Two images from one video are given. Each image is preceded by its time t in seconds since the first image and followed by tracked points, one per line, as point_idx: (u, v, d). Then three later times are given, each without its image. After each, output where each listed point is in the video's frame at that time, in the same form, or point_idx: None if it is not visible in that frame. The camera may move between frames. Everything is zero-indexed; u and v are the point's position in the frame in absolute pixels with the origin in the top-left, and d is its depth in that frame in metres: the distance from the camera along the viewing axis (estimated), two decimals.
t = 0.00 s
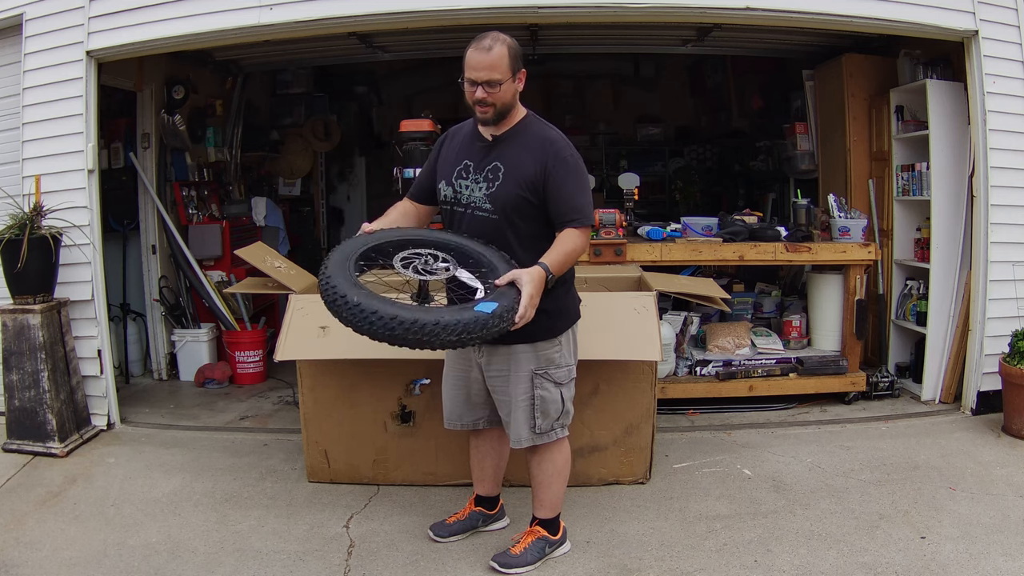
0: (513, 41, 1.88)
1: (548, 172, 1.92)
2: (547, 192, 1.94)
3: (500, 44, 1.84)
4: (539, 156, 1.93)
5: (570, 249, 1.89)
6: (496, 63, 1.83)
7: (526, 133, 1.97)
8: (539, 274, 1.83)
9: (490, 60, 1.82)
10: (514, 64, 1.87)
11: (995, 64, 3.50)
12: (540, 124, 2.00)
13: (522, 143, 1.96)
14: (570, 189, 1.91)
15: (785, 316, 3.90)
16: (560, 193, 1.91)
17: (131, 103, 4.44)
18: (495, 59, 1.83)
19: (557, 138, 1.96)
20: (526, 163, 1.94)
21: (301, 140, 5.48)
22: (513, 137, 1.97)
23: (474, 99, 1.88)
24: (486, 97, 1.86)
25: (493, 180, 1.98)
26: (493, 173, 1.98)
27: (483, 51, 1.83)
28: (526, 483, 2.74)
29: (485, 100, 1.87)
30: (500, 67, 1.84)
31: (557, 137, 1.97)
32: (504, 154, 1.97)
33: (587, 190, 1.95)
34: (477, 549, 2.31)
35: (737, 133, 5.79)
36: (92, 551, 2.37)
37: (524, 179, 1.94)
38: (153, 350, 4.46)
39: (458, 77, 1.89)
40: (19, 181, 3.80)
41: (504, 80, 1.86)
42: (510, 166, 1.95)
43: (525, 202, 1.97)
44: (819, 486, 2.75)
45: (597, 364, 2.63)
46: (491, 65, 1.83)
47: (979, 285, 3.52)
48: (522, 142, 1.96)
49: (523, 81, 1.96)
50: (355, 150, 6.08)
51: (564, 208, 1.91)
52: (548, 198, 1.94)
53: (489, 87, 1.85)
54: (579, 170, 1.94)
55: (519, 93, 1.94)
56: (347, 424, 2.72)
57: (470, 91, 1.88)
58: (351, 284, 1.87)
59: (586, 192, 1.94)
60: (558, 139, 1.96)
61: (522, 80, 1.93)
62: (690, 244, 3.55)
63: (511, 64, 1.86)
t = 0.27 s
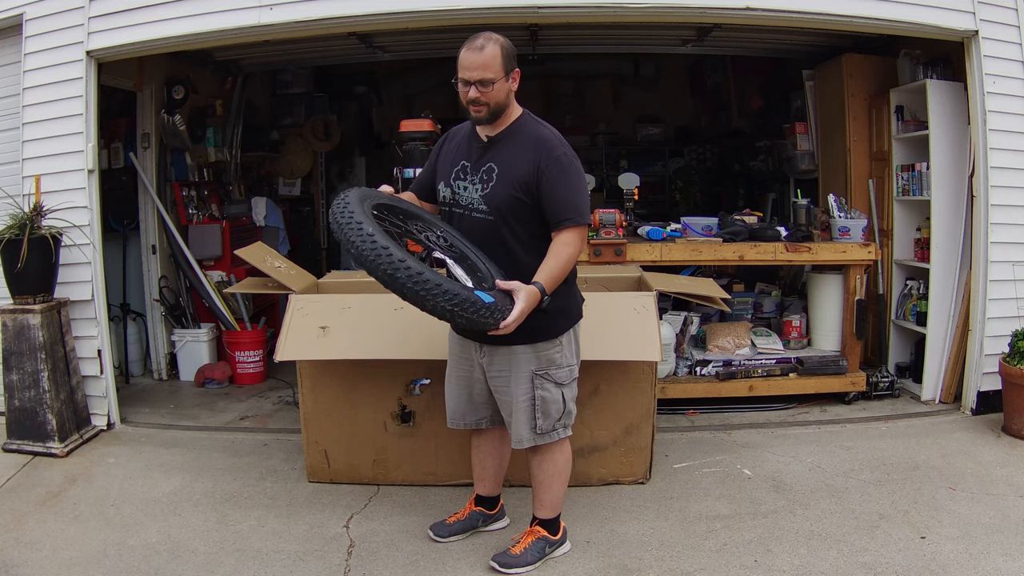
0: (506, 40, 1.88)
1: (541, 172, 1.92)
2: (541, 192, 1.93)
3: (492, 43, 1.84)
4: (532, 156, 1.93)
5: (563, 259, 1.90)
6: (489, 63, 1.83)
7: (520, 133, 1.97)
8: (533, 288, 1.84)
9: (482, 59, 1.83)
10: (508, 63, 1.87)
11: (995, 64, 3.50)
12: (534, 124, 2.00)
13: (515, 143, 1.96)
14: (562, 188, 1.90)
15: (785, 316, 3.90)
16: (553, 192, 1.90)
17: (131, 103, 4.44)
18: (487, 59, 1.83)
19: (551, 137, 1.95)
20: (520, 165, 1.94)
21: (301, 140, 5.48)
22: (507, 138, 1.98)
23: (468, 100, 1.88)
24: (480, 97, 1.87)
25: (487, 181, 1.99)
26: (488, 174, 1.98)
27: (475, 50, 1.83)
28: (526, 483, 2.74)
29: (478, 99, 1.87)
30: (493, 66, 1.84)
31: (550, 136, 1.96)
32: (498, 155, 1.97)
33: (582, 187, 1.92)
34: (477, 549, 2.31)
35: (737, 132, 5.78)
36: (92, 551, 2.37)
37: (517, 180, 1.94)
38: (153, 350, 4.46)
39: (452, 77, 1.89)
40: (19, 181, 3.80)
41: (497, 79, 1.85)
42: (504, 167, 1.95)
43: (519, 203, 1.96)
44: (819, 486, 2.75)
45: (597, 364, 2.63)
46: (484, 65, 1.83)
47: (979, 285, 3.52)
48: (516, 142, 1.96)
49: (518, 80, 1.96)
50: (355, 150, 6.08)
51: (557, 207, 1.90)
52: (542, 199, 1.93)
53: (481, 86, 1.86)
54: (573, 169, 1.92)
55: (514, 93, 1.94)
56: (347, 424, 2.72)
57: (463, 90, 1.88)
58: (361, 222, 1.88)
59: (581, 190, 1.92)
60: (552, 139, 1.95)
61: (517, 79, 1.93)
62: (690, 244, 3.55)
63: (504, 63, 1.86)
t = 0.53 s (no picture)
0: (522, 36, 1.90)
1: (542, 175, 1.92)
2: (542, 195, 1.93)
3: (509, 36, 1.86)
4: (536, 158, 1.93)
5: (558, 246, 1.89)
6: (504, 55, 1.85)
7: (526, 135, 1.97)
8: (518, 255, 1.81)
9: (497, 50, 1.84)
10: (523, 58, 1.89)
11: (995, 64, 3.50)
12: (541, 127, 1.99)
13: (520, 145, 1.96)
14: (563, 192, 1.90)
15: (785, 316, 3.90)
16: (554, 197, 1.90)
17: (131, 103, 4.43)
18: (503, 51, 1.85)
19: (557, 140, 1.95)
20: (524, 167, 1.94)
21: (301, 140, 5.48)
22: (513, 139, 1.98)
23: (479, 89, 1.90)
24: (491, 87, 1.88)
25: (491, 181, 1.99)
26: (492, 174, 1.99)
27: (491, 41, 1.85)
28: (526, 483, 2.74)
29: (489, 90, 1.89)
30: (507, 58, 1.86)
31: (555, 139, 1.96)
32: (504, 155, 1.97)
33: (583, 195, 1.93)
34: (477, 549, 2.31)
35: (737, 132, 5.78)
36: (92, 551, 2.37)
37: (520, 182, 1.94)
38: (153, 350, 4.46)
39: (466, 65, 1.91)
40: (19, 181, 3.80)
41: (510, 72, 1.87)
42: (507, 168, 1.95)
43: (521, 205, 1.97)
44: (819, 486, 2.75)
45: (597, 364, 2.63)
46: (498, 55, 1.85)
47: (979, 285, 3.52)
48: (521, 144, 1.96)
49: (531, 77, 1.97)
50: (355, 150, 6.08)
51: (557, 212, 1.90)
52: (542, 203, 1.93)
53: (494, 77, 1.87)
54: (574, 175, 1.92)
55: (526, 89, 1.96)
56: (347, 424, 2.72)
57: (475, 80, 1.90)
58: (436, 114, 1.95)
59: (582, 197, 1.93)
60: (557, 142, 1.95)
61: (530, 76, 1.95)
62: (690, 244, 3.55)
63: (518, 57, 1.88)
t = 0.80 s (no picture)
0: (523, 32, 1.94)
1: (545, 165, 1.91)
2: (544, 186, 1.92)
3: (512, 31, 1.89)
4: (538, 150, 1.93)
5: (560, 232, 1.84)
6: (510, 48, 1.87)
7: (527, 129, 1.98)
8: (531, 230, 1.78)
9: (503, 43, 1.87)
10: (526, 53, 1.93)
11: (995, 64, 3.50)
12: (541, 122, 2.00)
13: (521, 139, 1.96)
14: (565, 182, 1.89)
15: (785, 316, 3.90)
16: (555, 186, 1.89)
17: (131, 103, 4.44)
18: (509, 44, 1.87)
19: (557, 133, 1.96)
20: (524, 159, 1.93)
21: (301, 140, 5.48)
22: (513, 134, 1.99)
23: (483, 81, 1.91)
24: (496, 78, 1.90)
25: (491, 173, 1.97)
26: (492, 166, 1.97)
27: (496, 35, 1.88)
28: (526, 483, 2.74)
29: (494, 82, 1.91)
30: (512, 51, 1.88)
31: (556, 132, 1.96)
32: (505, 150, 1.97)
33: (583, 183, 1.92)
34: (477, 549, 2.31)
35: (737, 132, 5.78)
36: (92, 551, 2.37)
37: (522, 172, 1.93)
38: (153, 350, 4.46)
39: (469, 59, 1.92)
40: (19, 181, 3.80)
41: (515, 65, 1.89)
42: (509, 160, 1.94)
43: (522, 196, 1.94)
44: (819, 486, 2.75)
45: (597, 363, 2.63)
46: (504, 48, 1.87)
47: (979, 285, 3.52)
48: (522, 136, 1.97)
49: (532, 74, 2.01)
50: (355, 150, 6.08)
51: (559, 200, 1.88)
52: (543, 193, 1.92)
53: (499, 69, 1.89)
54: (576, 166, 1.92)
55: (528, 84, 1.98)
56: (347, 424, 2.72)
57: (479, 73, 1.91)
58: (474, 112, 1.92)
59: (581, 186, 1.92)
60: (558, 135, 1.95)
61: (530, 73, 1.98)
62: (690, 244, 3.55)
63: (522, 51, 1.91)
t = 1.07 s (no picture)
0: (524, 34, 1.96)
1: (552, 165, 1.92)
2: (551, 185, 1.92)
3: (515, 30, 1.91)
4: (543, 150, 1.93)
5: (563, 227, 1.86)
6: (513, 46, 1.88)
7: (529, 130, 1.98)
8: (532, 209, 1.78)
9: (507, 41, 1.88)
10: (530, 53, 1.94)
11: (995, 64, 3.51)
12: (543, 123, 2.01)
13: (525, 139, 1.97)
14: (573, 182, 1.91)
15: (785, 316, 3.90)
16: (563, 185, 1.91)
17: (131, 103, 4.44)
18: (512, 42, 1.88)
19: (562, 134, 1.97)
20: (531, 158, 1.93)
21: (301, 140, 5.48)
22: (516, 134, 1.98)
23: (487, 78, 1.90)
24: (500, 76, 1.90)
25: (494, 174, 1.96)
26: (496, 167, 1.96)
27: (500, 34, 1.89)
28: (526, 483, 2.74)
29: (498, 79, 1.90)
30: (516, 50, 1.89)
31: (560, 133, 1.98)
32: (509, 149, 1.97)
33: (588, 184, 1.95)
34: (477, 549, 2.31)
35: (737, 132, 5.77)
36: (92, 551, 2.37)
37: (528, 173, 1.93)
38: (153, 350, 4.46)
39: (471, 58, 1.93)
40: (19, 181, 3.80)
41: (518, 63, 1.90)
42: (513, 160, 1.94)
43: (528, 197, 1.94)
44: (819, 486, 2.75)
45: (597, 363, 2.63)
46: (508, 46, 1.88)
47: (979, 285, 3.52)
48: (526, 137, 1.97)
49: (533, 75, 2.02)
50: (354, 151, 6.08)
51: (567, 200, 1.90)
52: (551, 192, 1.93)
53: (503, 67, 1.89)
54: (582, 166, 1.95)
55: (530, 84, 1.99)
56: (347, 424, 2.72)
57: (483, 70, 1.91)
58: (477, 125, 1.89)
59: (587, 186, 1.94)
60: (561, 135, 1.96)
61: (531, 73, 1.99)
62: (690, 244, 3.55)
63: (525, 50, 1.92)
